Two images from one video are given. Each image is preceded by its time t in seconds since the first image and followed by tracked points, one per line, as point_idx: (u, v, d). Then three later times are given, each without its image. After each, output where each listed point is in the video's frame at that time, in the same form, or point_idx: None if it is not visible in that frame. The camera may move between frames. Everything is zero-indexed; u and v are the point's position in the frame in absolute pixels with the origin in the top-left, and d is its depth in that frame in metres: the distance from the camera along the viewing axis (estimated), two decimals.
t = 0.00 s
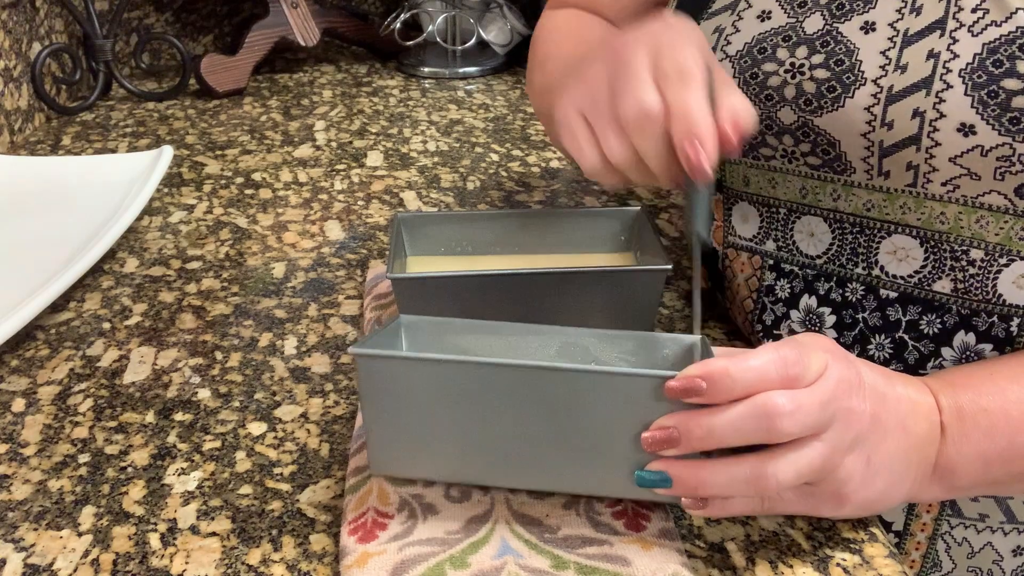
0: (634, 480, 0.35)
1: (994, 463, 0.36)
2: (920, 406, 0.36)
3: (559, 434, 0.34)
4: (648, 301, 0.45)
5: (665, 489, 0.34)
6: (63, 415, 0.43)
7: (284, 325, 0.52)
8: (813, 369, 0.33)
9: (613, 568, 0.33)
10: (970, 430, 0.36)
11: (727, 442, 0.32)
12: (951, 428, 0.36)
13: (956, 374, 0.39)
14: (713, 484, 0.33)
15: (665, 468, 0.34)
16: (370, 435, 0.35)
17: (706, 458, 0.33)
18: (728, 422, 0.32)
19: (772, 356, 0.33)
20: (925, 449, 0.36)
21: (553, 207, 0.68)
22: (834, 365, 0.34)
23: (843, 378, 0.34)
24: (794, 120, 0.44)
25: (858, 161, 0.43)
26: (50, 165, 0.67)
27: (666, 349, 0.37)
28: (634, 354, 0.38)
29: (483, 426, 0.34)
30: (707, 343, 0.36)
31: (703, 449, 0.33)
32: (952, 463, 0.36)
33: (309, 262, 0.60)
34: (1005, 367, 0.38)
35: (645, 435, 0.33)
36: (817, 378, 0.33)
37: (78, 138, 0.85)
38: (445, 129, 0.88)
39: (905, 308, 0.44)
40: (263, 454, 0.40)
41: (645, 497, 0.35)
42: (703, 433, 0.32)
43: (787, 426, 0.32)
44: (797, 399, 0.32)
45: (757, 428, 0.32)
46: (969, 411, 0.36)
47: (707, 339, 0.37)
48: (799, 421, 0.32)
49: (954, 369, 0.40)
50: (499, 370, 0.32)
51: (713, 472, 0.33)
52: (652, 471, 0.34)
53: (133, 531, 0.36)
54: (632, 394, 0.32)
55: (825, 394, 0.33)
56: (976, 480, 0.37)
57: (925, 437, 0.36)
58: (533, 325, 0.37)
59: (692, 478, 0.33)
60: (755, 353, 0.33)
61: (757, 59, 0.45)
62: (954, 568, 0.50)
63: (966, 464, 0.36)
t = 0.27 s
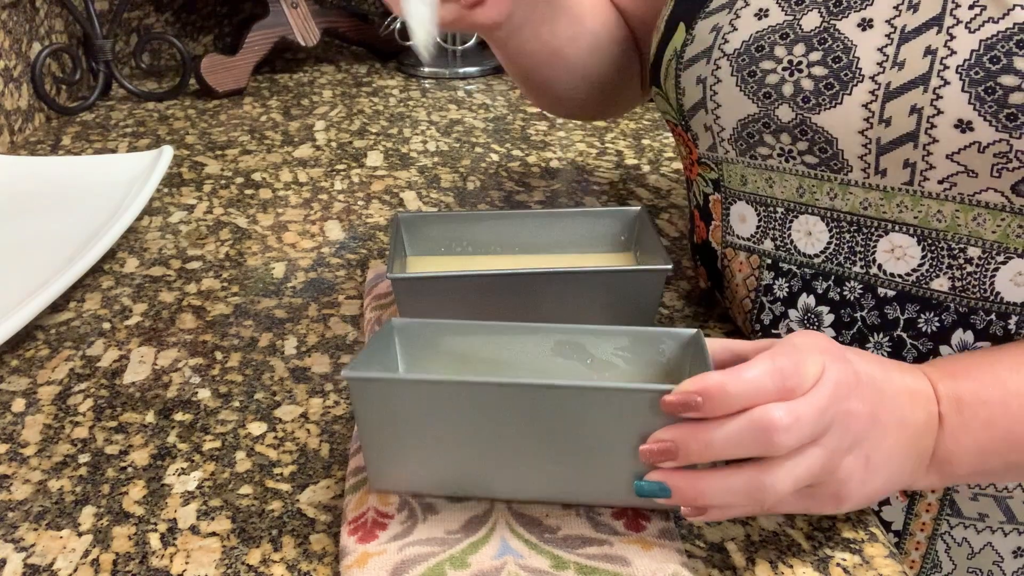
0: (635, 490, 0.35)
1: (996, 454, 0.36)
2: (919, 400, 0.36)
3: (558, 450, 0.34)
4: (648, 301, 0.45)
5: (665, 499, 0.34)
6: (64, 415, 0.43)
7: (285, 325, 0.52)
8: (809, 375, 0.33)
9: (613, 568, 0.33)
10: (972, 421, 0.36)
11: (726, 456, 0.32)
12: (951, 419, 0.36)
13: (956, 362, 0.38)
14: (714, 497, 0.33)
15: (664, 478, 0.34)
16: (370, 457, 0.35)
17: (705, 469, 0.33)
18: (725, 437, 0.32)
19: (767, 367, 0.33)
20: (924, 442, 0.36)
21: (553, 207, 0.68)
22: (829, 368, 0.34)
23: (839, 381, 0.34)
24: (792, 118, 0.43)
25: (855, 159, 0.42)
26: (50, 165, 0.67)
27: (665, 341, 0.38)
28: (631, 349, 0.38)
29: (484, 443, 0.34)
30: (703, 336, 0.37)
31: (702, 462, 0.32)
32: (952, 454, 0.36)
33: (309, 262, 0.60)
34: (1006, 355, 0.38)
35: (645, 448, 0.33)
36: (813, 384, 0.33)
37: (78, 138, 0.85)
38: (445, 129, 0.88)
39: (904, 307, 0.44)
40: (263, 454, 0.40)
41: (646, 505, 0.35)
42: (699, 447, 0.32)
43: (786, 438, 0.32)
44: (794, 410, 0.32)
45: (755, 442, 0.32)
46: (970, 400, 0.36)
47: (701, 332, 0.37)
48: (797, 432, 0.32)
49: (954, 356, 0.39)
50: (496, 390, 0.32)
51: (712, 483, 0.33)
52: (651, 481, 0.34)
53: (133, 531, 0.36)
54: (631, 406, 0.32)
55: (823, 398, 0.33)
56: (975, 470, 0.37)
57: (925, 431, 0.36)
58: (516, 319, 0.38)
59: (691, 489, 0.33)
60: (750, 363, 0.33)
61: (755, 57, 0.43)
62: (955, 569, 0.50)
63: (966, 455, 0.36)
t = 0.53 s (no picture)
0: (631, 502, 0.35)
1: (994, 429, 0.36)
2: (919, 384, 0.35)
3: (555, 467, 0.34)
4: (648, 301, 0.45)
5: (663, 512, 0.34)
6: (63, 415, 0.43)
7: (285, 325, 0.52)
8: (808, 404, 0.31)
9: (613, 569, 0.33)
10: (972, 395, 0.35)
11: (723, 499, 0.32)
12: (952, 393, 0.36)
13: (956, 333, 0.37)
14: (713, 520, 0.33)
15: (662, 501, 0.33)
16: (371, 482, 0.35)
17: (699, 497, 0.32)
18: (720, 481, 0.31)
19: (763, 405, 0.31)
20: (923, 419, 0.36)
21: (553, 207, 0.68)
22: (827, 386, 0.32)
23: (837, 399, 0.32)
24: (793, 112, 0.43)
25: (855, 154, 0.42)
26: (49, 165, 0.67)
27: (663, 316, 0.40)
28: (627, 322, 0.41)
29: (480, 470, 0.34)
30: (703, 312, 0.39)
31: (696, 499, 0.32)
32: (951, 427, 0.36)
33: (309, 261, 0.60)
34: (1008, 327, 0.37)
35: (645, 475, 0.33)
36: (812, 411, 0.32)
37: (78, 138, 0.85)
38: (445, 129, 0.88)
39: (903, 302, 0.44)
40: (263, 454, 0.40)
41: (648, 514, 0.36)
42: (695, 485, 0.32)
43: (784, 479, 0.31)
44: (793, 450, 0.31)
45: (751, 488, 0.31)
46: (971, 373, 0.35)
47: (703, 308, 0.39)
48: (796, 468, 0.31)
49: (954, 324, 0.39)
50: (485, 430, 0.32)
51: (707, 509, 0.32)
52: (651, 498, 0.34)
53: (133, 531, 0.36)
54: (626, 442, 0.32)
55: (819, 391, 0.32)
56: (975, 441, 0.37)
57: (924, 409, 0.35)
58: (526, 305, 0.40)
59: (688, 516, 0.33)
60: (745, 405, 0.31)
61: (756, 53, 0.43)
62: (956, 566, 0.50)
63: (964, 429, 0.36)
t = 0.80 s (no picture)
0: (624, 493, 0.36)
1: (982, 414, 0.36)
2: (907, 370, 0.36)
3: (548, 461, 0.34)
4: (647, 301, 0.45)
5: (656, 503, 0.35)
6: (63, 415, 0.43)
7: (285, 325, 0.52)
8: (791, 396, 0.33)
9: (613, 569, 0.33)
10: (957, 382, 0.36)
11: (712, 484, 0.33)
12: (937, 378, 0.36)
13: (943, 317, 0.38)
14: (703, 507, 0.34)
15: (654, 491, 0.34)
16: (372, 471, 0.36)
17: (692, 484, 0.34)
18: (707, 471, 0.32)
19: (748, 398, 0.32)
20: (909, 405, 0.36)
21: (553, 207, 0.68)
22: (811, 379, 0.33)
23: (820, 391, 0.33)
24: (793, 105, 0.43)
25: (853, 146, 0.42)
26: (49, 164, 0.67)
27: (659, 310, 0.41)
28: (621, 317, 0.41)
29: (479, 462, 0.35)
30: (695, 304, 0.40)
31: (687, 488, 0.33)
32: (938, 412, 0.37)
33: (309, 261, 0.60)
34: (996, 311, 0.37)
35: (634, 467, 0.34)
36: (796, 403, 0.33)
37: (78, 138, 0.85)
38: (445, 129, 0.88)
39: (901, 295, 0.44)
40: (263, 454, 0.40)
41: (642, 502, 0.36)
42: (684, 475, 0.33)
43: (768, 469, 0.32)
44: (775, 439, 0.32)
45: (738, 475, 0.32)
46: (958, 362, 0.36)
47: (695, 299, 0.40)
48: (780, 460, 0.32)
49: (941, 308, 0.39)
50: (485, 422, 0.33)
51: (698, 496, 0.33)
52: (640, 489, 0.34)
53: (133, 531, 0.36)
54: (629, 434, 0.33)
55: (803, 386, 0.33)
56: (961, 425, 0.37)
57: (910, 395, 0.36)
58: (518, 300, 0.40)
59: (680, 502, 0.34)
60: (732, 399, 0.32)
61: (756, 46, 0.43)
62: (956, 561, 0.50)
63: (950, 415, 0.37)
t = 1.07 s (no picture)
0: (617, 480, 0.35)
1: (974, 421, 0.35)
2: (897, 365, 0.35)
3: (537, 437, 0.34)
4: (646, 301, 0.45)
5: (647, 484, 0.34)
6: (63, 415, 0.43)
7: (285, 325, 0.52)
8: (778, 354, 0.32)
9: (613, 569, 0.33)
10: (947, 387, 0.35)
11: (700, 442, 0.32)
12: (927, 380, 0.35)
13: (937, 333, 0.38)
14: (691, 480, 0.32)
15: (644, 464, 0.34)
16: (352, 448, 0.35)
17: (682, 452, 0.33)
18: (698, 422, 0.31)
19: (734, 352, 0.32)
20: (903, 411, 0.35)
21: (553, 207, 0.68)
22: (799, 346, 0.33)
23: (809, 358, 0.33)
24: (791, 103, 0.43)
25: (851, 145, 0.42)
26: (49, 165, 0.68)
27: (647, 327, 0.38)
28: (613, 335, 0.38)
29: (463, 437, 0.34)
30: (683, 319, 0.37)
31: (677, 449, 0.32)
32: (931, 423, 0.36)
33: (309, 261, 0.60)
34: (986, 324, 0.37)
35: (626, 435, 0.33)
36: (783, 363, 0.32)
37: (78, 138, 0.85)
38: (445, 129, 0.88)
39: (900, 293, 0.44)
40: (263, 454, 0.40)
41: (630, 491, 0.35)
42: (673, 433, 0.32)
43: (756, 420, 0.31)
44: (765, 393, 0.31)
45: (727, 425, 0.31)
46: (947, 366, 0.35)
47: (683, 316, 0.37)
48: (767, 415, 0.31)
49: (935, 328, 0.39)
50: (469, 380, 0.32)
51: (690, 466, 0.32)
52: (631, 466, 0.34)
53: (133, 531, 0.36)
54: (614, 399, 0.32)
55: (790, 350, 0.33)
56: (955, 436, 0.36)
57: (902, 398, 0.35)
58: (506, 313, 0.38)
59: (669, 473, 0.33)
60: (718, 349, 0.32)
61: (755, 44, 0.43)
62: (956, 561, 0.50)
63: (944, 422, 0.36)
